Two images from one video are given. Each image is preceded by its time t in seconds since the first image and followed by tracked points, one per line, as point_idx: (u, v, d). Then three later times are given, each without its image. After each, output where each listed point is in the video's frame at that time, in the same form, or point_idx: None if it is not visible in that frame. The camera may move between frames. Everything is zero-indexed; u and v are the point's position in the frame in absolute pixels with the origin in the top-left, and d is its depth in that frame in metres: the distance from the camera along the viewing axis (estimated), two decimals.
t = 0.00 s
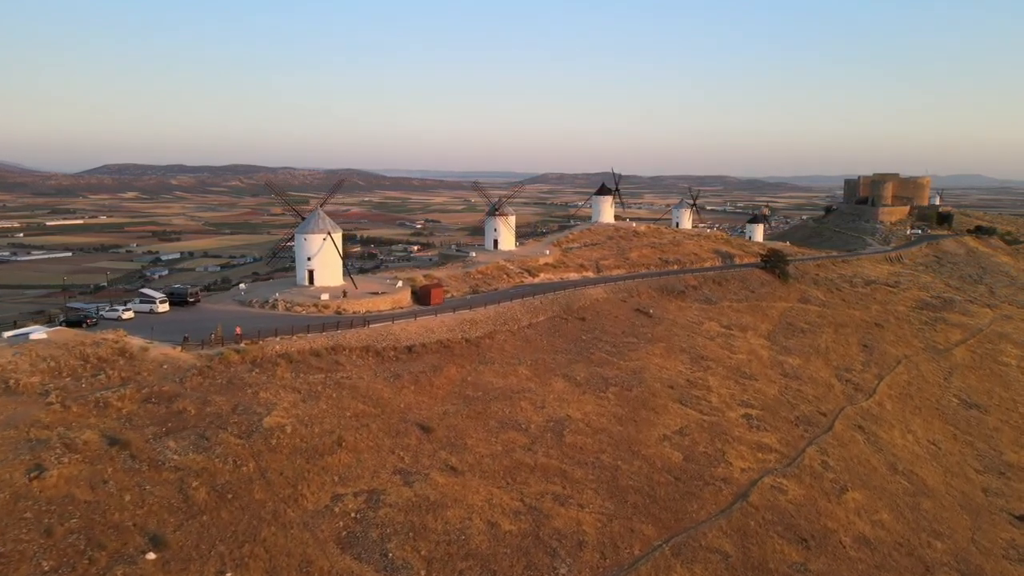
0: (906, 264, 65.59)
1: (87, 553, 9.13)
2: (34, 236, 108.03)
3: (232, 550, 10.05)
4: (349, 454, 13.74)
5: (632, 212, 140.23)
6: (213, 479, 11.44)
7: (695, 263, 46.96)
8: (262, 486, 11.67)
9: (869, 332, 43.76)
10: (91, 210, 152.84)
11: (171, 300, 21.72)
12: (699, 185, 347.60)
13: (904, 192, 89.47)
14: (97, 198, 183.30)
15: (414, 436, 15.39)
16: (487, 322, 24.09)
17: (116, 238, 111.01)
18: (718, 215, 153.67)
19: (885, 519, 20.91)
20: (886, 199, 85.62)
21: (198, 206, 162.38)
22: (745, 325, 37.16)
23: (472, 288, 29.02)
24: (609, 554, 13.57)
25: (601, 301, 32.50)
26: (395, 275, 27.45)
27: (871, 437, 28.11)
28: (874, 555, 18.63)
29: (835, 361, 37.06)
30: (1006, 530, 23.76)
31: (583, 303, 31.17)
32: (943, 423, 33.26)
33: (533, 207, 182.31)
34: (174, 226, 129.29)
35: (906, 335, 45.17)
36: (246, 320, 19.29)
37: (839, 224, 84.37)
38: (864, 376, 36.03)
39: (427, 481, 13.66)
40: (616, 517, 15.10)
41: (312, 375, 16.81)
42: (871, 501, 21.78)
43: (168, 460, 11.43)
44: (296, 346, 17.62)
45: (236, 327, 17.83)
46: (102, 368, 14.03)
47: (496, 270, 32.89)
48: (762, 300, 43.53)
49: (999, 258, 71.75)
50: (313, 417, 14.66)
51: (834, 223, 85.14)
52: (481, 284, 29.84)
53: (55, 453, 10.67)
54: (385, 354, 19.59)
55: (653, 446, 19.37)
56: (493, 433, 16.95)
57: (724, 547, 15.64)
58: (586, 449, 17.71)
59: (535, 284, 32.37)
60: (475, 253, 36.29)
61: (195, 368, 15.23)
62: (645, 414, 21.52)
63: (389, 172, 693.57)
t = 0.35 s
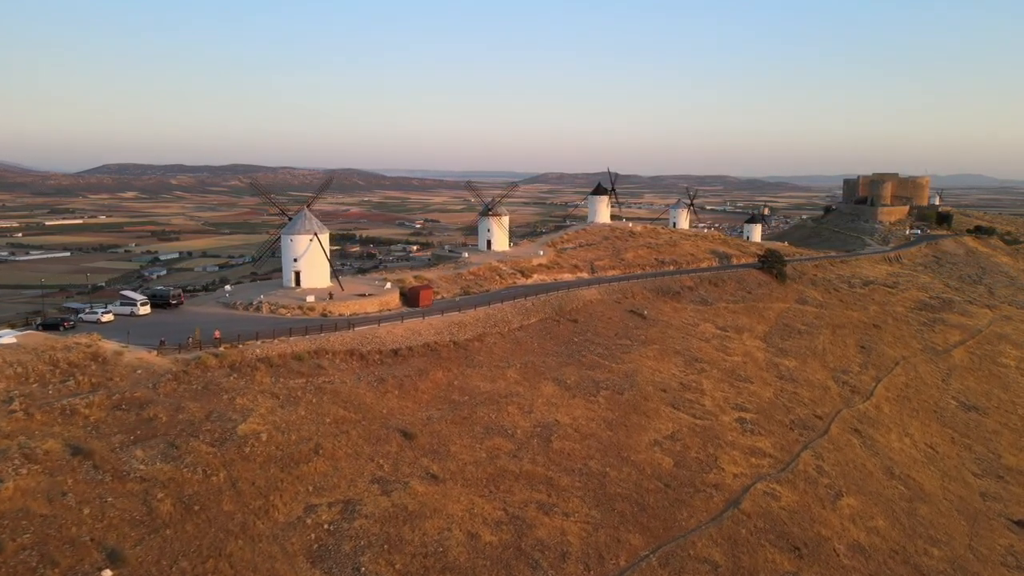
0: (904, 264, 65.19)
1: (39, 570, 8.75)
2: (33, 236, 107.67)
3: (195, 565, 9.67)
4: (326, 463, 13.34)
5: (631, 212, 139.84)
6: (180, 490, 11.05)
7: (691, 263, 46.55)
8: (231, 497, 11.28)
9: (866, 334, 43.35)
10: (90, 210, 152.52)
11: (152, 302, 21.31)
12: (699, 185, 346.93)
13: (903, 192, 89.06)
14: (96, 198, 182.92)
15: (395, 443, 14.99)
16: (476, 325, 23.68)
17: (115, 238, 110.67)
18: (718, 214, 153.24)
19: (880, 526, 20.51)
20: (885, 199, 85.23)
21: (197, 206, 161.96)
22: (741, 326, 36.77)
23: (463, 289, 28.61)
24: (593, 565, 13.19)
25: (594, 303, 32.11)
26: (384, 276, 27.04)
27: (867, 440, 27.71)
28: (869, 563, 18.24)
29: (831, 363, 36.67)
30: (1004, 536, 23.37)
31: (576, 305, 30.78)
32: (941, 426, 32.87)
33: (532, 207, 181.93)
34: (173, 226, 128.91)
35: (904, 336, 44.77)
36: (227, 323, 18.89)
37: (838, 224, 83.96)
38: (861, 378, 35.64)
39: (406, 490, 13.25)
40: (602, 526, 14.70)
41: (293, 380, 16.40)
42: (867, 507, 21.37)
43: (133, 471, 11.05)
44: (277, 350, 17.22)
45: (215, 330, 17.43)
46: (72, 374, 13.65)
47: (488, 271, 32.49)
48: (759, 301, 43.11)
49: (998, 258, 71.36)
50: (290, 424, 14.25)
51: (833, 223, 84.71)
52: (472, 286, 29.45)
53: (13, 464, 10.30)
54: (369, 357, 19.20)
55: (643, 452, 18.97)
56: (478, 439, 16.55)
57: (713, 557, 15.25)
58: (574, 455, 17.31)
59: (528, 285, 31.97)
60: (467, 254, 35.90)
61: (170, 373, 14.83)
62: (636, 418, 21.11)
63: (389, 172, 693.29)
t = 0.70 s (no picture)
0: (903, 264, 64.72)
1: None
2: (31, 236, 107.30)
3: None
4: (299, 472, 12.90)
5: (630, 212, 139.32)
6: (140, 503, 10.64)
7: (687, 264, 46.08)
8: (195, 510, 10.87)
9: (864, 335, 42.88)
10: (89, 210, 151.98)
11: (132, 304, 20.88)
12: (699, 185, 346.46)
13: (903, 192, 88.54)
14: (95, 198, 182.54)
15: (373, 451, 14.54)
16: (464, 328, 23.23)
17: (113, 238, 110.18)
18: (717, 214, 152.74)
19: (875, 533, 20.07)
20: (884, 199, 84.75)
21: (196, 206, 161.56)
22: (737, 328, 36.32)
23: (452, 291, 28.16)
24: None
25: (587, 304, 31.66)
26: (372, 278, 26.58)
27: (863, 445, 27.26)
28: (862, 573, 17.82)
29: (828, 365, 36.21)
30: (1002, 543, 22.93)
31: (568, 307, 30.34)
32: (938, 429, 32.41)
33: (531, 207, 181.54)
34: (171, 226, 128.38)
35: (903, 337, 44.30)
36: (206, 326, 18.45)
37: (836, 224, 83.44)
38: (858, 381, 35.16)
39: (382, 501, 12.80)
40: (586, 537, 14.25)
41: (270, 385, 15.95)
42: (862, 514, 20.92)
43: (92, 483, 10.65)
44: (255, 354, 16.76)
45: (191, 334, 16.98)
46: (37, 381, 13.23)
47: (479, 273, 32.02)
48: (756, 302, 42.66)
49: (998, 259, 70.85)
50: (264, 432, 13.80)
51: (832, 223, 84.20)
52: (462, 287, 28.98)
53: None
54: (351, 361, 18.76)
55: (632, 459, 18.52)
56: (460, 446, 16.11)
57: (701, 568, 14.82)
58: (560, 462, 16.87)
59: (520, 287, 31.52)
60: (459, 255, 35.47)
61: (141, 379, 14.39)
62: (626, 423, 20.67)
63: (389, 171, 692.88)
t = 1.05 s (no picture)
0: (902, 265, 64.29)
1: None
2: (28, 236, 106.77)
3: None
4: (272, 481, 12.51)
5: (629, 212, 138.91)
6: (101, 516, 10.27)
7: (684, 265, 45.64)
8: (159, 524, 10.52)
9: (861, 337, 42.46)
10: (87, 209, 151.44)
11: (112, 307, 20.47)
12: (699, 185, 345.73)
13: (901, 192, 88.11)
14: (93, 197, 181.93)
15: (351, 459, 14.13)
16: (452, 331, 22.82)
17: (111, 238, 109.67)
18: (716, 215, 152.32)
19: (870, 541, 19.66)
20: (883, 199, 84.33)
21: (194, 206, 161.08)
22: (732, 330, 35.93)
23: (443, 293, 27.74)
24: None
25: (580, 306, 31.25)
26: (360, 279, 26.16)
27: (859, 449, 26.87)
28: None
29: (824, 367, 35.81)
30: (1000, 549, 22.53)
31: (561, 308, 29.92)
32: (936, 432, 32.00)
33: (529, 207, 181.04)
34: (169, 226, 127.85)
35: (901, 339, 43.89)
36: (185, 330, 18.04)
37: (835, 224, 83.01)
38: (854, 383, 34.77)
39: (357, 511, 12.38)
40: (570, 548, 13.84)
41: (248, 391, 15.54)
42: (857, 521, 20.52)
43: (51, 495, 10.29)
44: (233, 359, 16.35)
45: (167, 338, 16.57)
46: (3, 387, 12.83)
47: (471, 274, 31.60)
48: (752, 304, 42.25)
49: (997, 259, 70.43)
50: (238, 440, 13.39)
51: (830, 223, 83.78)
52: (453, 289, 28.56)
53: None
54: (335, 365, 18.36)
55: (621, 465, 18.13)
56: (443, 453, 15.70)
57: None
58: (546, 469, 16.48)
59: (512, 288, 31.11)
60: (452, 255, 35.05)
61: (114, 384, 14.00)
62: (616, 428, 20.26)
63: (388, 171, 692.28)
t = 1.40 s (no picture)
0: (901, 265, 63.81)
1: None
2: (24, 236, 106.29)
3: None
4: (242, 492, 12.07)
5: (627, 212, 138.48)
6: (56, 532, 9.88)
7: (679, 266, 45.19)
8: (116, 540, 10.12)
9: (859, 338, 42.01)
10: (85, 209, 150.95)
11: (90, 310, 20.03)
12: (699, 185, 345.21)
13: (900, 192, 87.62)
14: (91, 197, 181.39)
15: (327, 468, 13.67)
16: (439, 334, 22.37)
17: (109, 238, 109.18)
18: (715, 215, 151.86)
19: (865, 550, 19.23)
20: (882, 199, 83.88)
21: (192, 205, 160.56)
22: (727, 332, 35.52)
23: (431, 295, 27.29)
24: None
25: (572, 308, 30.82)
26: (347, 281, 25.71)
27: (855, 453, 26.44)
28: None
29: (821, 369, 35.37)
30: (998, 557, 22.11)
31: (552, 310, 29.48)
32: (933, 436, 31.56)
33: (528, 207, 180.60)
34: (167, 226, 127.34)
35: (899, 340, 43.46)
36: (161, 334, 17.60)
37: (834, 224, 82.55)
38: (851, 386, 34.33)
39: (329, 523, 11.93)
40: (552, 560, 13.41)
41: (223, 397, 15.09)
42: (851, 528, 20.09)
43: (4, 509, 9.89)
44: (209, 364, 15.91)
45: (140, 343, 16.13)
46: None
47: (462, 275, 31.15)
48: (748, 305, 41.80)
49: (997, 259, 69.96)
50: (208, 449, 12.95)
51: (829, 223, 83.34)
52: (442, 291, 28.13)
53: None
54: (315, 370, 17.89)
55: (609, 472, 17.68)
56: (423, 461, 15.25)
57: None
58: (531, 477, 16.04)
59: (503, 290, 30.67)
60: (443, 256, 34.59)
61: (81, 391, 13.56)
62: (605, 434, 19.81)
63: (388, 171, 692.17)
